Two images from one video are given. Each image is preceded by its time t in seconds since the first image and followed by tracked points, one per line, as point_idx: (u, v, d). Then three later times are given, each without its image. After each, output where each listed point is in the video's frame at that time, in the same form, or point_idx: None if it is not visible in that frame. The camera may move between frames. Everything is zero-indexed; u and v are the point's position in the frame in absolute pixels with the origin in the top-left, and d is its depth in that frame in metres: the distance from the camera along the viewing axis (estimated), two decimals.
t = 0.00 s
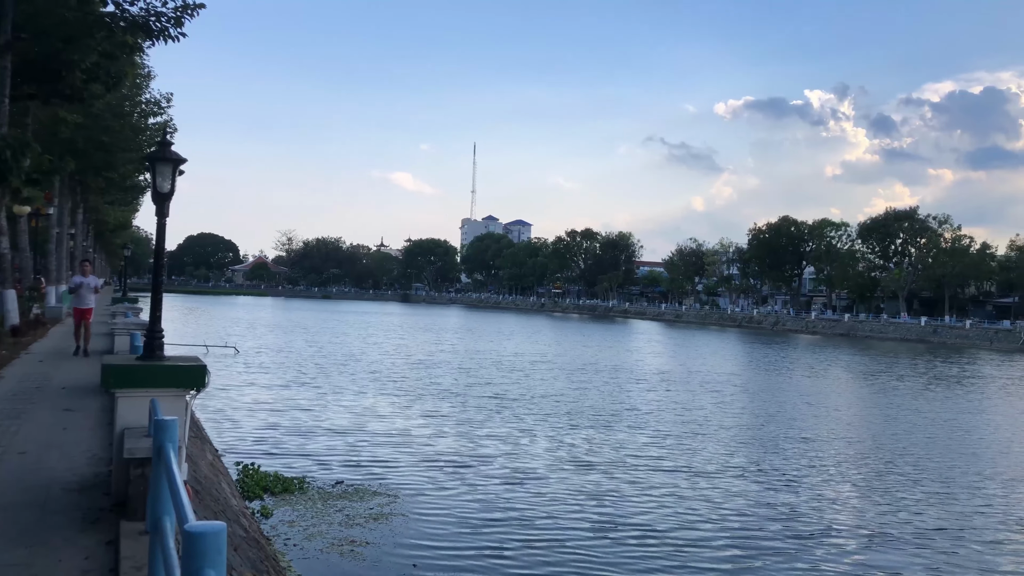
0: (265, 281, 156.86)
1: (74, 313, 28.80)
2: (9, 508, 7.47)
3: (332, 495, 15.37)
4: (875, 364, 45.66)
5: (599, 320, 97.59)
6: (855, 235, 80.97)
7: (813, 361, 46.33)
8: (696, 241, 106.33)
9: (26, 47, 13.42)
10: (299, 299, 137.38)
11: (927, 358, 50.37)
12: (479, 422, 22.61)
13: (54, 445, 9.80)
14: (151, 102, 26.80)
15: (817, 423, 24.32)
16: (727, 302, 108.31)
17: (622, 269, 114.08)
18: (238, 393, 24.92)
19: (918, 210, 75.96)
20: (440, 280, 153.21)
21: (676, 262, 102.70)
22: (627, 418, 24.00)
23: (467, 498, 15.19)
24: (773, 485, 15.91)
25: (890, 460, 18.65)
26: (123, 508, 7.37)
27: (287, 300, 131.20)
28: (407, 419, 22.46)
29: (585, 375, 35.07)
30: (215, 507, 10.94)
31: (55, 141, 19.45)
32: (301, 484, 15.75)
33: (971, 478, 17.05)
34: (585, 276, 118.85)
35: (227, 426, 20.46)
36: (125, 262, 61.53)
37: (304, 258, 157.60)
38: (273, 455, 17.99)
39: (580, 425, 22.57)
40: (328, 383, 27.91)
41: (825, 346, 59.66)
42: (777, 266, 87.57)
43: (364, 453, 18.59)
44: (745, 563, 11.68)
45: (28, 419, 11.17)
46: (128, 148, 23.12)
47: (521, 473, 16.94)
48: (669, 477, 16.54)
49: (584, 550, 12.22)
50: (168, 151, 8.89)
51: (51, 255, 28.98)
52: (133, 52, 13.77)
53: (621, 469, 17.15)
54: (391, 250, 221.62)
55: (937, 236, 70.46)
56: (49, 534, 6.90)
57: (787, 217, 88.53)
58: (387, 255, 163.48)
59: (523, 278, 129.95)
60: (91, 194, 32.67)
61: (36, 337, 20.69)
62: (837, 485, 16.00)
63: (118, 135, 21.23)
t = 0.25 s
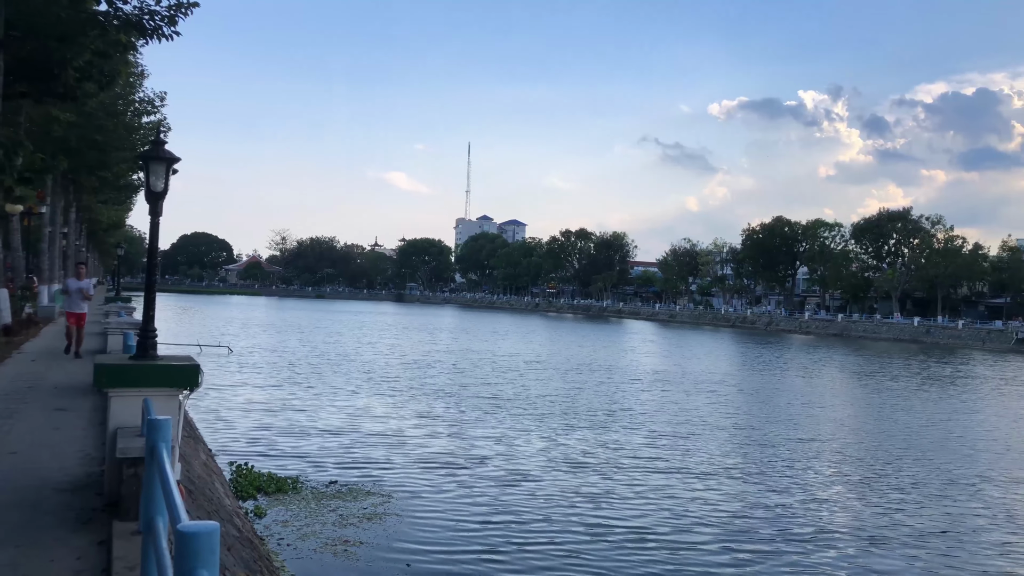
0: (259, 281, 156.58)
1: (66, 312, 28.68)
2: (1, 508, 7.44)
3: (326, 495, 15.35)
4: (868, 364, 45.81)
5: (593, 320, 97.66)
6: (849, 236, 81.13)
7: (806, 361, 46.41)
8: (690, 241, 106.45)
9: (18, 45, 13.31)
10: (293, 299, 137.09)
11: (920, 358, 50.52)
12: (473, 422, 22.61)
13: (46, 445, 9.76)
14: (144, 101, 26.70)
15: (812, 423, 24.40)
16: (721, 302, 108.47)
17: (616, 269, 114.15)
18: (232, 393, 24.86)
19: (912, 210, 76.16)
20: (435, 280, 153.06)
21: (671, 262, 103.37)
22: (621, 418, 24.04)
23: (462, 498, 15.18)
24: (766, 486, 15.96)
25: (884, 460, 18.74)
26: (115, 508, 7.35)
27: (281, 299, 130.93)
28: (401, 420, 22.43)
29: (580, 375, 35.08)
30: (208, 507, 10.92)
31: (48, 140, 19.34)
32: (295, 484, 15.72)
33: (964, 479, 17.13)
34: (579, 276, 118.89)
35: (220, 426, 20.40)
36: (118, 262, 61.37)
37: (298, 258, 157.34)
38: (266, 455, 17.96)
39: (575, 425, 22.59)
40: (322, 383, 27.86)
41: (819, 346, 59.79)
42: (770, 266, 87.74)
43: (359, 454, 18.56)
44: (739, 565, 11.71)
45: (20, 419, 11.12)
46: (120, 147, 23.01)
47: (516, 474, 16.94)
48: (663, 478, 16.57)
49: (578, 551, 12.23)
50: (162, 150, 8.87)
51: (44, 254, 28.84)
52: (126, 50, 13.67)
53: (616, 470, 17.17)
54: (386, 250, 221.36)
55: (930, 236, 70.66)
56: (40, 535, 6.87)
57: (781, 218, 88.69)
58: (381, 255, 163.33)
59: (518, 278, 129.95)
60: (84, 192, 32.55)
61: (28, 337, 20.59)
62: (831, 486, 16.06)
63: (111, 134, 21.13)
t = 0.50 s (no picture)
0: (250, 280, 156.14)
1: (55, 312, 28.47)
2: None
3: (317, 495, 15.31)
4: (857, 363, 45.99)
5: (585, 319, 97.66)
6: (840, 236, 81.37)
7: (797, 361, 46.56)
8: (682, 241, 106.57)
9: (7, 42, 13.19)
10: (284, 298, 136.80)
11: (910, 357, 50.73)
12: (466, 422, 22.57)
13: (35, 445, 9.70)
14: (135, 99, 26.59)
15: (803, 423, 24.49)
16: (713, 302, 108.72)
17: (609, 269, 114.29)
18: (223, 393, 24.74)
19: (902, 210, 76.45)
20: (427, 279, 152.87)
21: (662, 262, 103.58)
22: (613, 418, 24.08)
23: (455, 498, 15.15)
24: (759, 486, 16.00)
25: (875, 460, 18.83)
26: (105, 508, 7.31)
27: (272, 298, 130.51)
28: (392, 420, 22.38)
29: (571, 375, 35.06)
30: (199, 507, 10.87)
31: (37, 138, 19.19)
32: (286, 484, 15.67)
33: (955, 478, 17.21)
34: (571, 276, 118.94)
35: (211, 426, 20.29)
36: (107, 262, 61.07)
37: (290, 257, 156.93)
38: (257, 455, 17.89)
39: (567, 425, 22.60)
40: (313, 383, 27.76)
41: (810, 345, 59.95)
42: (762, 266, 87.98)
43: (350, 454, 18.51)
44: (733, 566, 11.72)
45: (8, 419, 11.05)
46: (110, 145, 22.89)
47: (509, 475, 16.92)
48: (656, 478, 16.58)
49: (572, 552, 12.23)
50: (152, 148, 8.83)
51: (33, 253, 28.65)
52: (116, 48, 13.55)
53: (609, 471, 17.17)
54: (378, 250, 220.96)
55: (921, 236, 70.96)
56: (27, 535, 6.83)
57: (772, 218, 88.90)
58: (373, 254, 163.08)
59: (510, 277, 129.94)
60: (73, 191, 32.33)
61: (16, 335, 20.46)
62: (824, 486, 16.12)
63: (101, 132, 21.02)
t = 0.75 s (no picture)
0: (242, 280, 155.77)
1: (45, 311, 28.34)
2: None
3: (310, 495, 15.30)
4: (849, 362, 46.15)
5: (578, 319, 97.79)
6: (832, 235, 81.63)
7: (789, 360, 46.70)
8: (675, 241, 106.79)
9: None
10: (277, 297, 136.50)
11: (901, 357, 50.96)
12: (459, 421, 22.56)
13: (26, 445, 9.68)
14: (126, 98, 26.49)
15: (796, 422, 24.56)
16: (705, 301, 108.91)
17: (601, 268, 114.39)
18: (215, 392, 24.68)
19: (893, 210, 76.77)
20: (420, 279, 152.74)
21: (655, 261, 103.52)
22: (606, 418, 24.12)
23: (448, 498, 15.16)
24: (751, 486, 16.05)
25: (866, 460, 18.91)
26: (96, 509, 7.29)
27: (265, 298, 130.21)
28: (385, 419, 22.34)
29: (564, 375, 35.08)
30: (191, 507, 10.85)
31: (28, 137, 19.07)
32: (278, 484, 15.65)
33: (946, 478, 17.28)
34: (564, 275, 119.00)
35: (203, 426, 20.24)
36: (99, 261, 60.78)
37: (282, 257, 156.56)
38: (249, 455, 17.85)
39: (560, 425, 22.62)
40: (306, 382, 27.69)
41: (803, 345, 60.12)
42: (754, 265, 88.21)
43: (343, 453, 18.49)
44: (726, 565, 11.78)
45: None
46: (100, 144, 22.78)
47: (502, 474, 16.93)
48: (648, 478, 16.61)
49: (565, 552, 12.26)
50: (144, 147, 8.82)
51: (24, 252, 28.51)
52: (107, 46, 13.47)
53: (602, 471, 17.20)
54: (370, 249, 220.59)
55: (912, 236, 71.27)
56: (18, 536, 6.82)
57: (764, 217, 89.14)
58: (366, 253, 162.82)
59: (503, 277, 129.91)
60: (64, 190, 32.19)
61: (6, 335, 20.36)
62: (815, 485, 16.20)
63: (92, 131, 20.91)
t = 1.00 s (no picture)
0: (236, 281, 155.40)
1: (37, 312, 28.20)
2: None
3: (303, 496, 15.27)
4: (842, 362, 46.32)
5: (572, 320, 97.85)
6: (825, 236, 81.80)
7: (782, 360, 46.78)
8: (668, 241, 106.93)
9: None
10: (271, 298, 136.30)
11: (894, 357, 51.08)
12: (453, 423, 22.55)
13: (17, 447, 9.63)
14: (119, 98, 26.41)
15: (790, 423, 24.61)
16: (699, 302, 109.10)
17: (595, 269, 114.48)
18: (208, 394, 24.60)
19: (886, 210, 77.00)
20: (414, 279, 152.57)
21: (648, 261, 103.53)
22: (600, 419, 24.16)
23: (442, 500, 15.15)
24: (745, 488, 16.09)
25: (860, 461, 18.97)
26: (87, 510, 7.25)
27: (258, 299, 129.85)
28: (379, 420, 22.32)
29: (558, 375, 35.13)
30: (184, 509, 10.82)
31: (19, 136, 18.95)
32: (272, 485, 15.62)
33: (940, 479, 17.32)
34: (558, 276, 119.03)
35: (196, 427, 20.18)
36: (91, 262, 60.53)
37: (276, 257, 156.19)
38: (242, 456, 17.83)
39: (554, 426, 22.66)
40: (299, 383, 27.62)
41: (796, 345, 60.23)
42: (747, 265, 88.40)
43: (336, 455, 18.45)
44: (719, 567, 11.80)
45: None
46: (93, 145, 22.71)
47: (496, 476, 16.93)
48: (642, 480, 16.61)
49: (559, 554, 12.26)
50: (136, 148, 8.77)
51: (15, 253, 28.37)
52: (100, 47, 13.39)
53: (596, 473, 17.21)
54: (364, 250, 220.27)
55: (904, 236, 71.49)
56: (9, 538, 6.77)
57: (757, 218, 89.31)
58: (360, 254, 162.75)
59: (496, 277, 129.87)
60: (55, 191, 32.03)
61: None
62: (809, 487, 16.24)
63: (85, 132, 20.82)
